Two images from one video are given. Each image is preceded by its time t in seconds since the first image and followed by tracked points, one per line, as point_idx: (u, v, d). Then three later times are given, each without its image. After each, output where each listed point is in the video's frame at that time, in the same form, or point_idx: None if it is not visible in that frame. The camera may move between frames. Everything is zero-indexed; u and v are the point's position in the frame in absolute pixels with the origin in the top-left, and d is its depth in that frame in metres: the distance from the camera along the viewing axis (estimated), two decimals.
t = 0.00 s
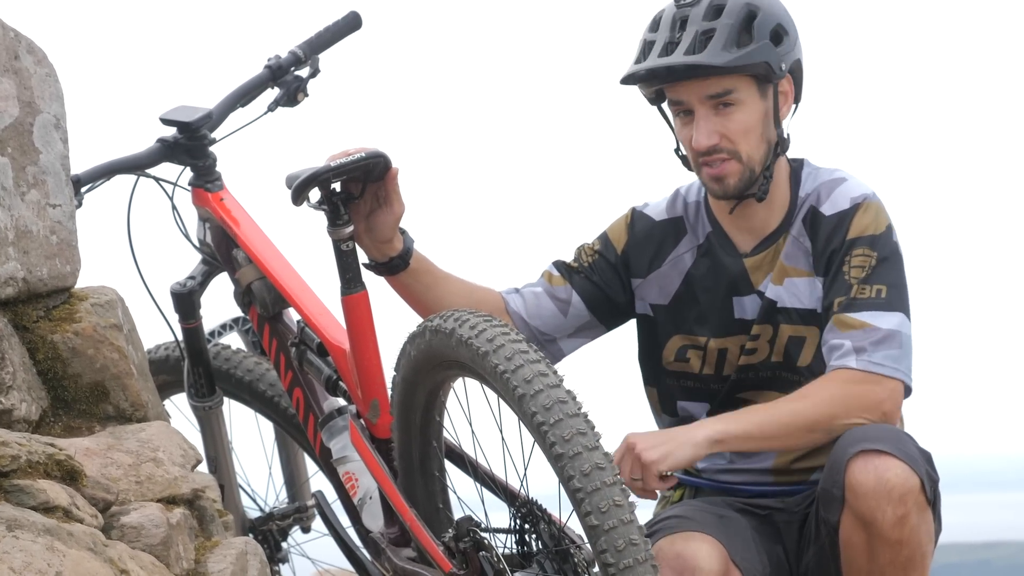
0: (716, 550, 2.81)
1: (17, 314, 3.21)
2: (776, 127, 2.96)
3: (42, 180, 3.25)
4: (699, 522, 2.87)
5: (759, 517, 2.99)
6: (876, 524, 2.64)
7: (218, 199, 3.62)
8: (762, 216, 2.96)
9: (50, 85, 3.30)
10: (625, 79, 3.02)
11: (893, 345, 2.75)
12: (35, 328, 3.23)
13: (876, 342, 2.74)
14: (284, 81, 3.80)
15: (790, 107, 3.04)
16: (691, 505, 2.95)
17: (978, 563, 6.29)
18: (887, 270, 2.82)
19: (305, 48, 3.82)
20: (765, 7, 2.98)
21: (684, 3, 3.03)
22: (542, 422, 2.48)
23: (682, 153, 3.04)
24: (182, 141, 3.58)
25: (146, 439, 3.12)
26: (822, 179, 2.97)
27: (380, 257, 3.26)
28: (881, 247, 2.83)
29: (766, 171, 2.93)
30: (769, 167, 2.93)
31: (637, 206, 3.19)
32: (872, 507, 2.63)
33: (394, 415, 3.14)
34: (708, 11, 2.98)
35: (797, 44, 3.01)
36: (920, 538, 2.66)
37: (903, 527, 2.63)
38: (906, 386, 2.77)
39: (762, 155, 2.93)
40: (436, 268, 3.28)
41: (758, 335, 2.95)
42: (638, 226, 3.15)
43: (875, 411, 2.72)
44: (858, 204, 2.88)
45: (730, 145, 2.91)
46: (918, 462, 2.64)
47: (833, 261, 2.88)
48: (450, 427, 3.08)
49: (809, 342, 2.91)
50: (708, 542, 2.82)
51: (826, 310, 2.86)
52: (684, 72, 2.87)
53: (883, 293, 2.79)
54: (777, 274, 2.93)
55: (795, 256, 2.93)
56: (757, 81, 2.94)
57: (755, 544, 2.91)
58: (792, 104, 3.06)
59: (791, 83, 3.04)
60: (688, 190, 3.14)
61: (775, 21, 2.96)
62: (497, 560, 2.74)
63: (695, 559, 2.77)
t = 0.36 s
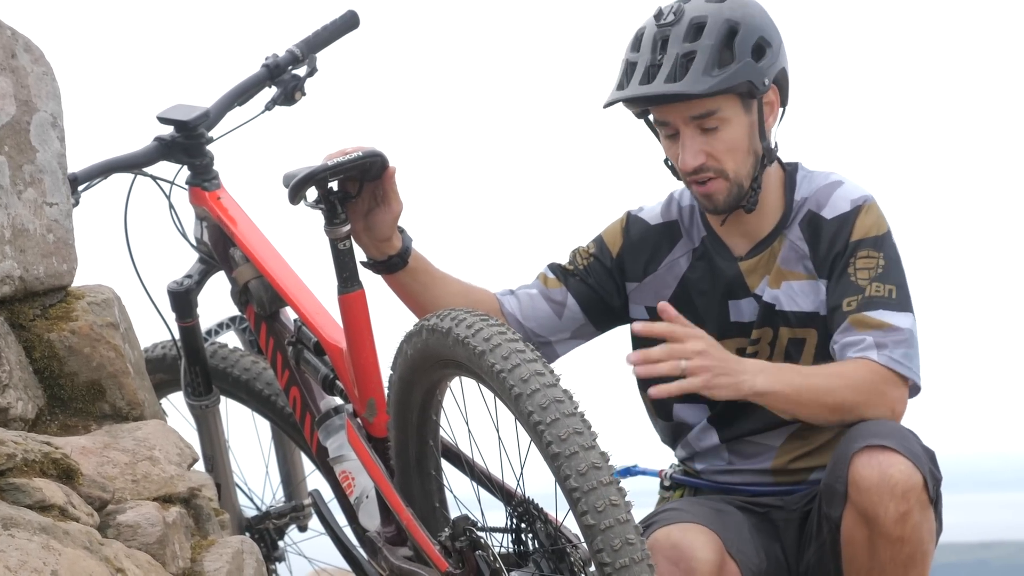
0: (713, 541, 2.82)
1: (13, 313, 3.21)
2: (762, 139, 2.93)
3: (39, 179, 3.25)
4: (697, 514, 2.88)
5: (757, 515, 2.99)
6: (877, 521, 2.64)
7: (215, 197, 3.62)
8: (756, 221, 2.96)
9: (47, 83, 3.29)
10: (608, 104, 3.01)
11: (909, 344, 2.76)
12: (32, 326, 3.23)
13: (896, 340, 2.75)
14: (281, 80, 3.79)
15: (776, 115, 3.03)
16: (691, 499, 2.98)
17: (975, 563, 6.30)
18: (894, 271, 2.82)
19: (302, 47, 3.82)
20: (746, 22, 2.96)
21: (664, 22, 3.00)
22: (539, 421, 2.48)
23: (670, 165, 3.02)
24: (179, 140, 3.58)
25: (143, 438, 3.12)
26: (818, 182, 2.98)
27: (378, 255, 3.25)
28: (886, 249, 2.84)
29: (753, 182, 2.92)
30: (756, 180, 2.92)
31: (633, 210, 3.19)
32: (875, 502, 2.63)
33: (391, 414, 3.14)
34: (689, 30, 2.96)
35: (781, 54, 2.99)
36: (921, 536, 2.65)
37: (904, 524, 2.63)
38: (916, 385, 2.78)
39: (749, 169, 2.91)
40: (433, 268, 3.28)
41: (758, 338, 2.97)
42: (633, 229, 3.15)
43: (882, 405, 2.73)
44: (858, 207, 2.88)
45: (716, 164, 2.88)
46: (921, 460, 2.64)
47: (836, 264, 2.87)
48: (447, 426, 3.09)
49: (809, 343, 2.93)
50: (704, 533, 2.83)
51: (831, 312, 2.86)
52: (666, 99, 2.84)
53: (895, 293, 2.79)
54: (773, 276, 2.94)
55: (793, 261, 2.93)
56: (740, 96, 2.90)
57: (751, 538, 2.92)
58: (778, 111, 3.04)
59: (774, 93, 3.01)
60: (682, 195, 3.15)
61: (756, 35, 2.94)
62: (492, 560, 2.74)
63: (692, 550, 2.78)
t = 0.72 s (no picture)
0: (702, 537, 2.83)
1: (10, 313, 3.22)
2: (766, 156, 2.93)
3: (36, 179, 3.25)
4: (687, 511, 2.90)
5: (753, 515, 2.99)
6: (877, 519, 2.64)
7: (212, 197, 3.62)
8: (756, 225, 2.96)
9: (44, 83, 3.29)
10: (615, 130, 3.00)
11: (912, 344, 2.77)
12: (28, 326, 3.23)
13: (900, 341, 2.75)
14: (278, 80, 3.79)
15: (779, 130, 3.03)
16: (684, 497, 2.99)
17: (971, 563, 6.30)
18: (896, 273, 2.83)
19: (299, 47, 3.82)
20: (751, 44, 2.94)
21: (668, 45, 2.96)
22: (536, 422, 2.49)
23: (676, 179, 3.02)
24: (176, 140, 3.58)
25: (139, 438, 3.12)
26: (819, 185, 2.98)
27: (377, 254, 3.26)
28: (889, 251, 2.85)
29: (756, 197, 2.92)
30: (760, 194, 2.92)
31: (634, 211, 3.19)
32: (874, 500, 2.64)
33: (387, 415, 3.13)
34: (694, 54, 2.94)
35: (785, 70, 3.00)
36: (920, 535, 2.65)
37: (904, 522, 2.63)
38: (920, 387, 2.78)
39: (754, 187, 2.91)
40: (432, 267, 3.28)
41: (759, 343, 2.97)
42: (633, 231, 3.15)
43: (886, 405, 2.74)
44: (862, 210, 2.89)
45: (721, 184, 2.88)
46: (921, 458, 2.65)
47: (840, 267, 2.88)
48: (445, 426, 3.09)
49: (809, 348, 2.94)
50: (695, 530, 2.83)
51: (835, 315, 2.87)
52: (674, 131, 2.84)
53: (897, 296, 2.80)
54: (776, 282, 2.95)
55: (795, 265, 2.93)
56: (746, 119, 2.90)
57: (742, 535, 2.92)
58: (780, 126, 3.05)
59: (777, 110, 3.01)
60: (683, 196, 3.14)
61: (761, 56, 2.94)
62: (489, 560, 2.74)
63: (680, 544, 2.79)
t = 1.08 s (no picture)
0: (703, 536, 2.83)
1: (7, 313, 3.21)
2: (751, 158, 2.92)
3: (33, 179, 3.25)
4: (687, 510, 2.90)
5: (752, 515, 3.00)
6: (876, 519, 2.65)
7: (208, 198, 3.62)
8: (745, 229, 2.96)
9: (41, 83, 3.29)
10: (599, 134, 3.00)
11: (907, 345, 2.77)
12: (25, 326, 3.23)
13: (894, 341, 2.76)
14: (275, 80, 3.79)
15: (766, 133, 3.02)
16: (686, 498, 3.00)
17: (971, 565, 6.31)
18: (887, 277, 2.84)
19: (296, 47, 3.82)
20: (733, 45, 2.94)
21: (651, 48, 2.97)
22: (532, 422, 2.49)
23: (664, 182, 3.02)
24: (173, 140, 3.57)
25: (136, 438, 3.12)
26: (808, 185, 2.99)
27: (371, 256, 3.26)
28: (880, 254, 2.85)
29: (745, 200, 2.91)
30: (747, 197, 2.91)
31: (623, 214, 3.19)
32: (874, 500, 2.64)
33: (384, 416, 3.13)
34: (677, 56, 2.94)
35: (769, 72, 3.00)
36: (918, 536, 2.66)
37: (903, 522, 2.64)
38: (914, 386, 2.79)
39: (739, 189, 2.90)
40: (425, 269, 3.28)
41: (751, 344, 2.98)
42: (624, 234, 3.15)
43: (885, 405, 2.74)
44: (852, 211, 2.90)
45: (706, 187, 2.88)
46: (920, 459, 2.65)
47: (830, 269, 2.88)
48: (441, 427, 3.09)
49: (802, 349, 2.95)
50: (696, 529, 2.84)
51: (827, 317, 2.88)
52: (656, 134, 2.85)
53: (888, 299, 2.80)
54: (767, 283, 2.95)
55: (786, 266, 2.94)
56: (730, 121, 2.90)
57: (744, 535, 2.92)
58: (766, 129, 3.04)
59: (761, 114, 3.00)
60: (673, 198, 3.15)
61: (744, 57, 2.94)
62: (486, 561, 2.73)
63: (681, 544, 2.79)
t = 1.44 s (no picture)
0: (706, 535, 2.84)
1: (4, 314, 3.22)
2: (761, 149, 2.96)
3: (30, 180, 3.25)
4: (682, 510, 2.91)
5: (748, 516, 3.01)
6: (879, 517, 2.66)
7: (205, 198, 3.63)
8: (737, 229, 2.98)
9: (37, 84, 3.30)
10: (621, 113, 2.99)
11: (886, 343, 2.76)
12: (22, 327, 3.23)
13: (874, 340, 2.75)
14: (271, 81, 3.80)
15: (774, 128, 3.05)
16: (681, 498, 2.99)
17: (970, 566, 6.31)
18: (871, 271, 2.84)
19: (293, 48, 3.83)
20: (754, 35, 2.98)
21: (673, 31, 2.99)
22: (528, 423, 2.50)
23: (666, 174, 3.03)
24: (169, 141, 3.58)
25: (132, 439, 3.12)
26: (795, 183, 3.02)
27: (363, 258, 3.26)
28: (864, 247, 2.86)
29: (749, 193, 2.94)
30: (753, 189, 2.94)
31: (615, 217, 3.20)
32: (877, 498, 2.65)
33: (381, 417, 3.14)
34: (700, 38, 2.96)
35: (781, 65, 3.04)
36: (920, 534, 2.68)
37: (906, 520, 2.66)
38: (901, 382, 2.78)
39: (749, 180, 2.93)
40: (418, 275, 3.28)
41: (743, 343, 2.98)
42: (615, 237, 3.16)
43: (881, 405, 2.75)
44: (836, 206, 2.91)
45: (719, 174, 2.89)
46: (922, 457, 2.68)
47: (817, 264, 2.90)
48: (437, 427, 3.09)
49: (796, 346, 2.94)
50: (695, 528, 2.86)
51: (815, 314, 2.89)
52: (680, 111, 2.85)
53: (871, 292, 2.81)
54: (756, 282, 2.96)
55: (776, 263, 2.96)
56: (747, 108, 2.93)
57: (740, 536, 2.94)
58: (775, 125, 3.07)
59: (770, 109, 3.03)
60: (664, 201, 3.16)
61: (763, 46, 2.98)
62: (482, 561, 2.74)
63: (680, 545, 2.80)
